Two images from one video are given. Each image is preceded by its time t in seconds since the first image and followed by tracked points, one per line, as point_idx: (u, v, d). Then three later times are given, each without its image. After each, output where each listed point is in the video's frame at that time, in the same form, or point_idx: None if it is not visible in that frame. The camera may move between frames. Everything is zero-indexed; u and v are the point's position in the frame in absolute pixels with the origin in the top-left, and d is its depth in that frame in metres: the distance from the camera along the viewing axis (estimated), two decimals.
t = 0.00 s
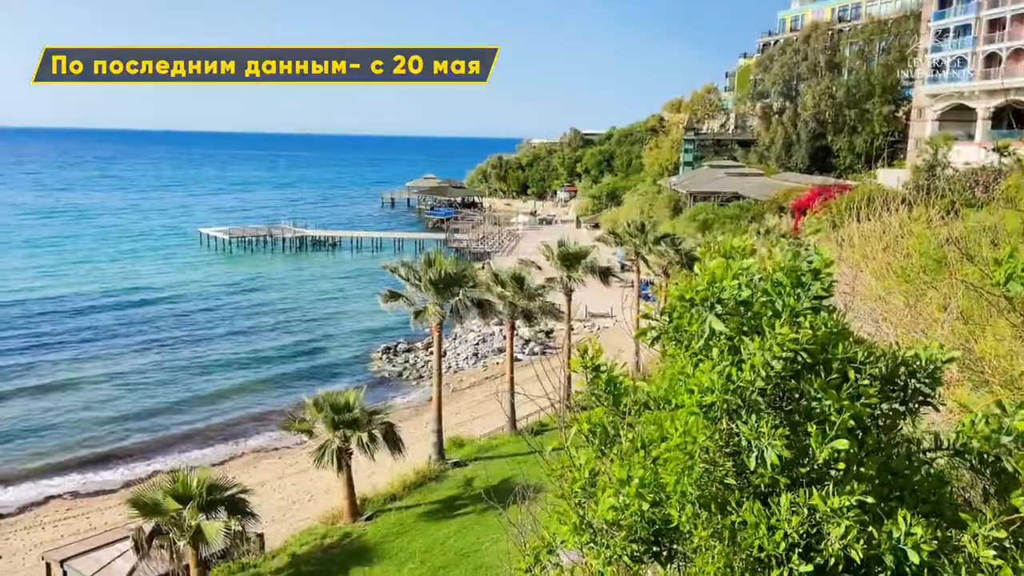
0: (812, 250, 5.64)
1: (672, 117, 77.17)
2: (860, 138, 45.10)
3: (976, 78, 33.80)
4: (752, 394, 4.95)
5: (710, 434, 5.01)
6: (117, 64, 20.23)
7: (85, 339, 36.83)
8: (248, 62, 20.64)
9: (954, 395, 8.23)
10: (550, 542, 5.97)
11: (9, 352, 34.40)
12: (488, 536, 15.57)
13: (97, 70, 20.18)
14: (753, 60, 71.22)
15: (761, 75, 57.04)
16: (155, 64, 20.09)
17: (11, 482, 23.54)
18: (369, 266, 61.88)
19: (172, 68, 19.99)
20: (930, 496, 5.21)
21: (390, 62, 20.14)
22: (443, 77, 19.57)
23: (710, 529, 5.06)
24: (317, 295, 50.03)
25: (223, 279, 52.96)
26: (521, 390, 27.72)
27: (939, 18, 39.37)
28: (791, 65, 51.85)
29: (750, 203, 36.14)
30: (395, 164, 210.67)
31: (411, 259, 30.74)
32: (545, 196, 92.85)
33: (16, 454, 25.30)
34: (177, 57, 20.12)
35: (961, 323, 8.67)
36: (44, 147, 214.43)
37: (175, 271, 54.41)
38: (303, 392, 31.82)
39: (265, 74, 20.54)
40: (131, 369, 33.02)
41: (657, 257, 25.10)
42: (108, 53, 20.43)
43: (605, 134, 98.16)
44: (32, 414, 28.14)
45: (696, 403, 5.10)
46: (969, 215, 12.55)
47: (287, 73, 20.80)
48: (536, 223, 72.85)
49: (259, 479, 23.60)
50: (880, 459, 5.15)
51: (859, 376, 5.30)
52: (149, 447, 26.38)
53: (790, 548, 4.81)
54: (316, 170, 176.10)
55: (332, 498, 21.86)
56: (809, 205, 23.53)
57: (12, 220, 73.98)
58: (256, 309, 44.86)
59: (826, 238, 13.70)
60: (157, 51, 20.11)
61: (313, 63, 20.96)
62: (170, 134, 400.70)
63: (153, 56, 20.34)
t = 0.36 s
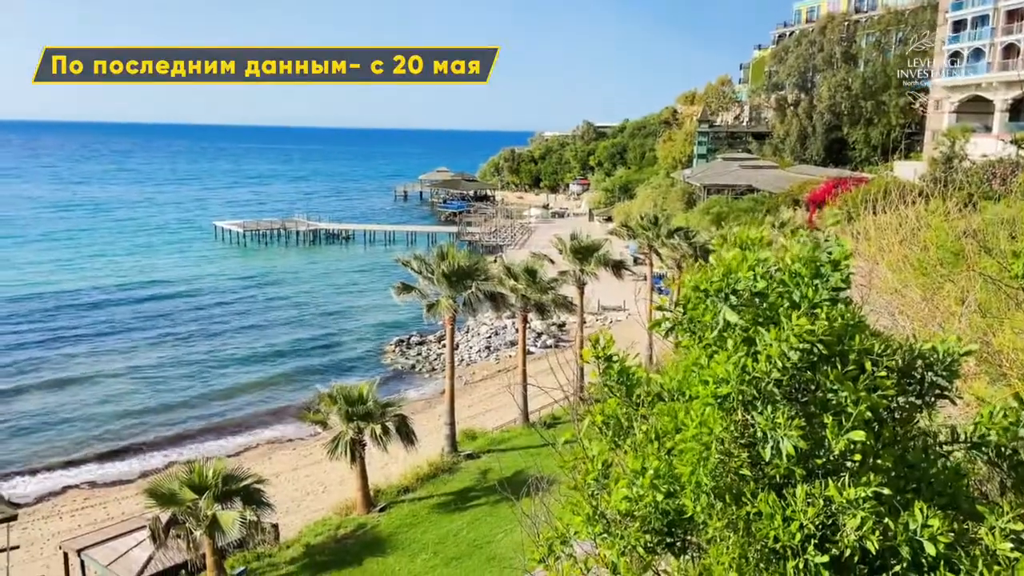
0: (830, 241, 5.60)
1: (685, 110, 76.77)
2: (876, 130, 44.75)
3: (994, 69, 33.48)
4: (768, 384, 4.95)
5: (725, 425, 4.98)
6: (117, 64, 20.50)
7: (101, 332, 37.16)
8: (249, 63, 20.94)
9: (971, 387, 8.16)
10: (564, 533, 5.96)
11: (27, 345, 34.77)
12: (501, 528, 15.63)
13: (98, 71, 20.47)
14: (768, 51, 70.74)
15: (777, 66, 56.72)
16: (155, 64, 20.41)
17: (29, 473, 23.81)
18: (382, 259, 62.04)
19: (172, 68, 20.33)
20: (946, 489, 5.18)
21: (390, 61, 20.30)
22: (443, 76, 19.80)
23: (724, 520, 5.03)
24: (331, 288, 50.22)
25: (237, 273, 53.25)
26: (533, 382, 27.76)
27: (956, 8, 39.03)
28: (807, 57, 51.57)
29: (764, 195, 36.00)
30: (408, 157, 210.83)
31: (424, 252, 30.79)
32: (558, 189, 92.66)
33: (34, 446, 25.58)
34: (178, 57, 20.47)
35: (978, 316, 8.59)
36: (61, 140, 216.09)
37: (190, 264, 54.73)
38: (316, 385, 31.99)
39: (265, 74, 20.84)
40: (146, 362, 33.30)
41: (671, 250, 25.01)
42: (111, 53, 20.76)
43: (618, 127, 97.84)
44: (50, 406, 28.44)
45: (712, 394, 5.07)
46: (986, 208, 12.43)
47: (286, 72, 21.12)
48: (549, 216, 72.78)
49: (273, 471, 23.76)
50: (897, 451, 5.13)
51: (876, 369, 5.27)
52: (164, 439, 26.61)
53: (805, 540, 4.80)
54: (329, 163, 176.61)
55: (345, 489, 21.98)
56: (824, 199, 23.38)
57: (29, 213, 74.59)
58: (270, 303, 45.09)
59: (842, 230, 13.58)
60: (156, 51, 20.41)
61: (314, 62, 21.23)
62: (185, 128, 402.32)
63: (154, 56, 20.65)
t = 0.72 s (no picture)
0: (850, 231, 5.56)
1: (702, 101, 76.31)
2: (896, 121, 44.24)
3: (1016, 59, 33.04)
4: (786, 375, 4.93)
5: (742, 417, 4.96)
6: (117, 64, 22.00)
7: (121, 324, 37.55)
8: (248, 62, 22.51)
9: (991, 381, 8.10)
10: (580, 523, 5.96)
11: (49, 337, 35.23)
12: (516, 519, 15.68)
13: (98, 71, 21.94)
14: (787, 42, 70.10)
15: (796, 57, 56.30)
16: (155, 64, 21.78)
17: (51, 463, 24.13)
18: (398, 251, 62.24)
19: (171, 68, 21.84)
20: (967, 481, 5.16)
21: (390, 62, 21.82)
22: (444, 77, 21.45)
23: (740, 512, 5.02)
24: (347, 281, 50.46)
25: (254, 265, 53.62)
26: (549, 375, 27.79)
27: None
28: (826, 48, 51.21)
29: (781, 187, 35.81)
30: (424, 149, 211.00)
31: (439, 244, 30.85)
32: (573, 181, 92.40)
33: (56, 437, 25.92)
34: (176, 57, 22.08)
35: (1000, 309, 8.50)
36: (81, 132, 218.16)
37: (209, 257, 55.17)
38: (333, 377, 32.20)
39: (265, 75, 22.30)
40: (166, 354, 33.64)
41: (687, 243, 24.87)
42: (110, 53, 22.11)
43: (635, 118, 97.40)
44: (71, 398, 28.80)
45: (728, 385, 5.06)
46: (1009, 200, 12.26)
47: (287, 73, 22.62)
48: (564, 209, 72.68)
49: (290, 461, 23.95)
50: (917, 444, 5.09)
51: (896, 360, 5.24)
52: (183, 430, 26.88)
53: (823, 532, 4.79)
54: (346, 155, 177.15)
55: (362, 479, 22.13)
56: (842, 191, 23.18)
57: (50, 206, 75.41)
58: (287, 296, 45.38)
59: (863, 221, 13.44)
60: (155, 52, 21.89)
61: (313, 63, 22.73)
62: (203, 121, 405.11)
63: (152, 56, 22.04)
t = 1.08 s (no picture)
0: (874, 222, 5.50)
1: (727, 91, 75.62)
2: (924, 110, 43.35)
3: None
4: (808, 368, 4.90)
5: (763, 409, 4.92)
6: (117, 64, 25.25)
7: (148, 314, 38.10)
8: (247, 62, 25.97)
9: (1021, 375, 8.01)
10: (601, 514, 5.95)
11: (79, 327, 35.85)
12: (538, 509, 15.74)
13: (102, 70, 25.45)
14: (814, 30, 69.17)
15: (823, 45, 55.61)
16: (155, 64, 25.24)
17: (81, 450, 24.58)
18: (420, 242, 62.49)
19: (171, 68, 25.23)
20: (994, 475, 5.11)
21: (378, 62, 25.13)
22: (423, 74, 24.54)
23: (763, 505, 4.98)
24: (370, 272, 50.78)
25: (278, 256, 54.10)
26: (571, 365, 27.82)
27: None
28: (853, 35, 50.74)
29: (806, 178, 35.52)
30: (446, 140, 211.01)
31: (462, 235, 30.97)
32: (595, 172, 92.09)
33: (85, 425, 26.40)
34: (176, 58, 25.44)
35: None
36: (108, 124, 220.80)
37: (234, 248, 55.76)
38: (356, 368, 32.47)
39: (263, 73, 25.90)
40: (192, 344, 34.10)
41: (710, 234, 24.72)
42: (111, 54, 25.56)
43: (658, 108, 96.79)
44: (101, 387, 29.30)
45: (750, 377, 5.02)
46: None
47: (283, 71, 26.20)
48: (586, 199, 72.51)
49: (314, 449, 24.19)
50: (943, 437, 5.04)
51: (922, 353, 5.19)
52: (209, 419, 27.26)
53: (846, 525, 4.77)
54: (368, 146, 177.78)
55: (385, 468, 22.30)
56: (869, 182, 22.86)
57: (79, 197, 76.51)
58: (310, 287, 45.76)
59: (890, 212, 13.30)
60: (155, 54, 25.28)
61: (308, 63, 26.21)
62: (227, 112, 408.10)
63: (152, 56, 25.50)
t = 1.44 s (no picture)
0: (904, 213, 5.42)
1: (757, 79, 74.68)
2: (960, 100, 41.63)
3: None
4: (835, 361, 4.86)
5: (790, 402, 4.87)
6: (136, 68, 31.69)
7: (179, 304, 38.68)
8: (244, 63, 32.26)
9: None
10: (628, 505, 5.93)
11: (113, 316, 36.53)
12: (563, 500, 15.80)
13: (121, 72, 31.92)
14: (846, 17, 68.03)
15: (856, 32, 54.69)
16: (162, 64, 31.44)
17: (116, 438, 25.07)
18: (447, 233, 62.71)
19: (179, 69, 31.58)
20: None
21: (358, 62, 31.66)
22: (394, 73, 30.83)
23: (790, 498, 4.93)
24: (397, 264, 50.98)
25: (305, 247, 54.56)
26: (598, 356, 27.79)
27: None
28: (887, 23, 50.42)
29: (838, 168, 35.11)
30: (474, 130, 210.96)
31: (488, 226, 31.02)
32: (622, 162, 91.57)
33: (118, 412, 26.91)
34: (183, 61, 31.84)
35: None
36: (141, 115, 223.82)
37: (264, 239, 56.39)
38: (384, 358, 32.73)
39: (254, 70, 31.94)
40: (223, 335, 34.60)
41: (739, 225, 24.49)
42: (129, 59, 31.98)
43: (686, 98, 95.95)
44: (135, 375, 29.83)
45: (776, 370, 4.98)
46: None
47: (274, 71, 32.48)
48: (613, 190, 72.19)
49: (342, 437, 24.43)
50: (975, 430, 4.99)
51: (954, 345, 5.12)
52: (239, 409, 27.66)
53: (876, 519, 4.73)
54: (396, 137, 178.33)
55: (411, 456, 22.47)
56: (902, 170, 22.52)
57: (113, 188, 77.79)
58: (339, 278, 46.15)
59: (923, 201, 13.09)
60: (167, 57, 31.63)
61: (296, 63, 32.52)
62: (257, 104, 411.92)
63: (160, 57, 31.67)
